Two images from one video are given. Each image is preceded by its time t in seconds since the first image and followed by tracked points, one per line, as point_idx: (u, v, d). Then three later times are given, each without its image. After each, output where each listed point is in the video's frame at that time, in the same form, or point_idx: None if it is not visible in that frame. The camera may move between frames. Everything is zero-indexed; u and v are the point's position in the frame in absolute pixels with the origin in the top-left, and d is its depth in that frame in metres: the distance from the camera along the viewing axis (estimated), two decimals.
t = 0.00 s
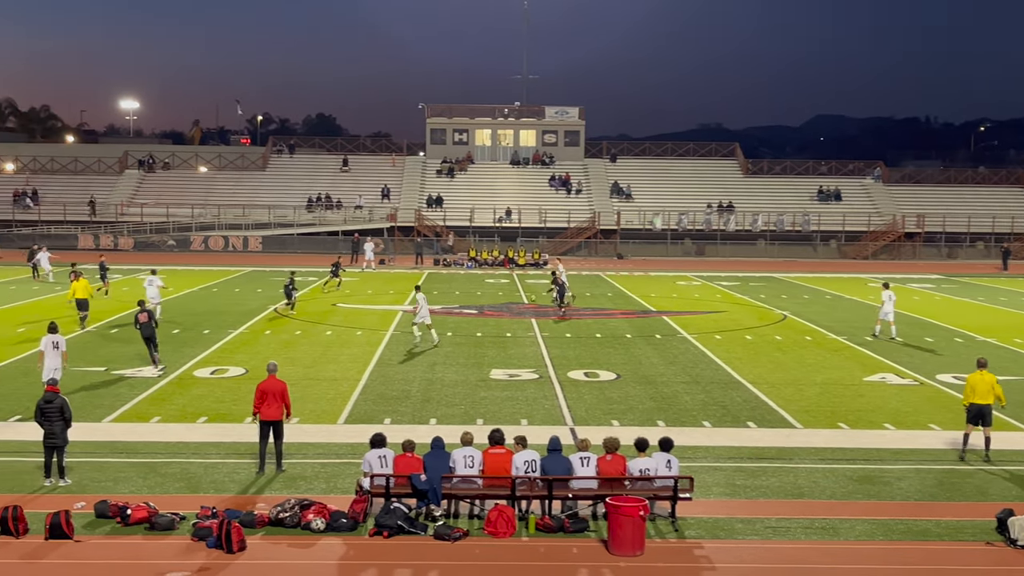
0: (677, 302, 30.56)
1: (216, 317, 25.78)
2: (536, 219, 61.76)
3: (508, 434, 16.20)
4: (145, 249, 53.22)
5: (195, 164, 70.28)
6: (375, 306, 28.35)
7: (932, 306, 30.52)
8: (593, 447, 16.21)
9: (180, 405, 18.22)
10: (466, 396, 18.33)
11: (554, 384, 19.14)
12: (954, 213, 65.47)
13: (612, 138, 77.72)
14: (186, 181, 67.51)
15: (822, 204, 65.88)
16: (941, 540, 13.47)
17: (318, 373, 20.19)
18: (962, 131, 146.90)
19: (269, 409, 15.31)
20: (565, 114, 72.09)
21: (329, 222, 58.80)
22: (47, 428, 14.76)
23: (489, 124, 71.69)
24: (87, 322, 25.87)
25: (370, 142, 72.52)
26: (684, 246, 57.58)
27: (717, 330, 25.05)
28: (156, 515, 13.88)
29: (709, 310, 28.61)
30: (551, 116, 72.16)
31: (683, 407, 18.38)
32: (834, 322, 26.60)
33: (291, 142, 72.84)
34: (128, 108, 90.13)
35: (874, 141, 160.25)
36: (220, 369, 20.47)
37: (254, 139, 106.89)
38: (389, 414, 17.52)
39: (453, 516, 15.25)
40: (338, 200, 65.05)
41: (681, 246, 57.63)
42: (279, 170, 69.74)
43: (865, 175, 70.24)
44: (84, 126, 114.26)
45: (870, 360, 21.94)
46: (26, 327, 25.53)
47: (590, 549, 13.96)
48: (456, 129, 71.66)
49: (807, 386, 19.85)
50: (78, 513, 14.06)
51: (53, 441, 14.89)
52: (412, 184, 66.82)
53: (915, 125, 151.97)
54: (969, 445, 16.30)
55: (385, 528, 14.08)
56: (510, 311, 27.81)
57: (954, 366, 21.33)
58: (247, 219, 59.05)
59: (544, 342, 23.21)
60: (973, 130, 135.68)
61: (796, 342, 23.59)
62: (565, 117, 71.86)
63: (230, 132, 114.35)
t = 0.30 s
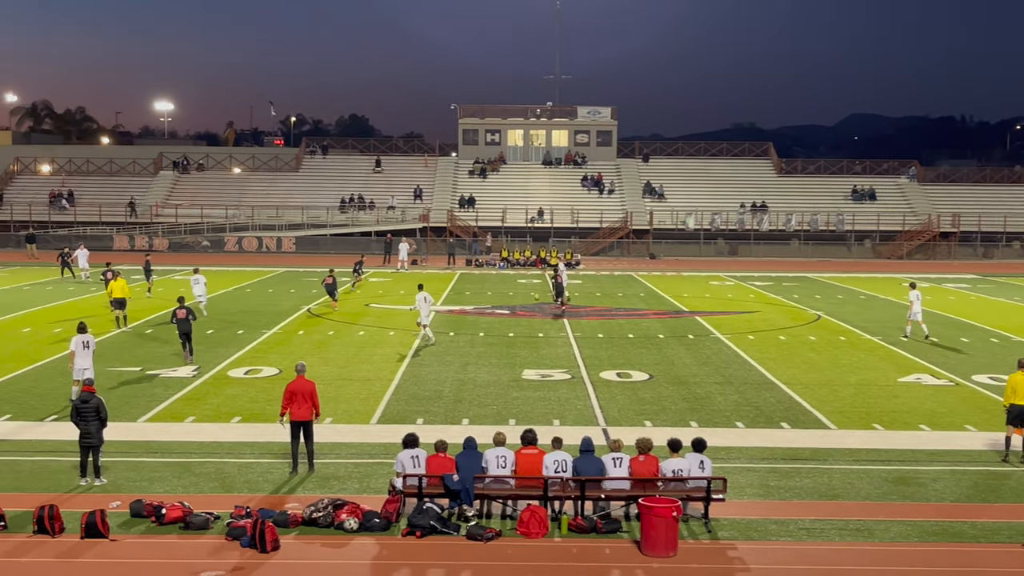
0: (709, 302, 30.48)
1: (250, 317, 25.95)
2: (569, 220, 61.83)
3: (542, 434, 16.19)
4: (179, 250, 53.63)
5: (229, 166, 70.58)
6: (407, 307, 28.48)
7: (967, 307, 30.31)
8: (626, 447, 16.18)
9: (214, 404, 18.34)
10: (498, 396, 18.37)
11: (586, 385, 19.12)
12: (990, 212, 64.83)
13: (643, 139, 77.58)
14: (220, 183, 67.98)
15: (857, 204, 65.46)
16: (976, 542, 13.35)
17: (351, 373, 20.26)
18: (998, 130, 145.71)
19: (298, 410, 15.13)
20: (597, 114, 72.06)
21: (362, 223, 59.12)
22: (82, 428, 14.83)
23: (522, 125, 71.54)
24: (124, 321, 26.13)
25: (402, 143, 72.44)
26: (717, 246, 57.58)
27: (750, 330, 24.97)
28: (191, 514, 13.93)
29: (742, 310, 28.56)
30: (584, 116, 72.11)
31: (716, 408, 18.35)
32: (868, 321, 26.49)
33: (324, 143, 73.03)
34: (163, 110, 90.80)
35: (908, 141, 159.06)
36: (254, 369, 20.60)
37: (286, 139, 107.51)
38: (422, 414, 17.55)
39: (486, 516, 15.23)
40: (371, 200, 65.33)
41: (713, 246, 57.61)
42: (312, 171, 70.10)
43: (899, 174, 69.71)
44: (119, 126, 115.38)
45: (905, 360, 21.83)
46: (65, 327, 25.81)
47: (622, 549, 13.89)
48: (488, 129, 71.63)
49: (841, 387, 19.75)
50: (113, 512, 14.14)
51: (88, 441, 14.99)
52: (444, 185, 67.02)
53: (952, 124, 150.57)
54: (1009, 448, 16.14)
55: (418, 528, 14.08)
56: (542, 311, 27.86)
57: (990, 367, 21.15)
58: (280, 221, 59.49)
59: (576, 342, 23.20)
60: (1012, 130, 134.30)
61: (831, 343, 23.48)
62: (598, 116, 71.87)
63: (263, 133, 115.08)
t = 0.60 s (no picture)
0: (743, 302, 30.35)
1: (284, 317, 26.08)
2: (602, 220, 61.84)
3: (576, 434, 16.20)
4: (215, 250, 54.09)
5: (264, 167, 71.18)
6: (441, 307, 28.53)
7: (1006, 307, 30.01)
8: (661, 448, 16.15)
9: (250, 404, 18.45)
10: (532, 396, 18.40)
11: (620, 385, 19.11)
12: None
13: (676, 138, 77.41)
14: (254, 184, 68.47)
15: (893, 203, 64.99)
16: (1016, 544, 13.22)
17: (384, 373, 20.34)
18: None
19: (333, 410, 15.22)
20: (631, 113, 71.87)
21: (395, 223, 59.37)
22: (119, 428, 14.94)
23: (555, 125, 71.69)
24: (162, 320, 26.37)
25: (436, 143, 72.60)
26: (751, 246, 57.72)
27: (785, 330, 24.88)
28: (227, 513, 14.00)
29: (776, 310, 28.41)
30: (617, 116, 72.04)
31: (751, 408, 18.31)
32: (907, 322, 26.30)
33: (358, 143, 73.30)
34: (198, 111, 91.44)
35: (944, 140, 157.69)
36: (289, 369, 20.71)
37: (321, 139, 108.09)
38: (455, 414, 17.60)
39: (519, 516, 15.23)
40: (405, 201, 65.60)
41: (747, 246, 57.68)
42: (347, 171, 70.41)
43: (935, 174, 69.12)
44: (154, 127, 116.41)
45: (942, 360, 21.68)
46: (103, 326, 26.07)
47: (657, 550, 13.84)
48: (521, 130, 71.85)
49: (877, 387, 19.64)
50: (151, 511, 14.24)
51: (125, 441, 15.11)
52: (477, 185, 67.18)
53: (990, 122, 149.02)
54: None
55: (453, 527, 14.09)
56: (575, 311, 27.85)
57: None
58: (316, 221, 59.83)
59: (610, 342, 23.19)
60: None
61: (866, 343, 23.36)
62: (631, 116, 71.74)
63: (297, 134, 115.74)
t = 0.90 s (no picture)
0: (778, 302, 30.14)
1: (316, 318, 26.14)
2: (635, 219, 61.75)
3: (609, 435, 16.19)
4: (248, 250, 54.57)
5: (297, 167, 71.64)
6: (473, 307, 28.52)
7: None
8: (694, 448, 16.11)
9: (283, 404, 18.54)
10: (565, 396, 18.40)
11: (652, 385, 19.08)
12: None
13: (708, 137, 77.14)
14: (288, 184, 68.88)
15: (928, 202, 64.48)
16: None
17: (417, 373, 20.37)
18: None
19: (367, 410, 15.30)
20: (664, 112, 71.24)
21: (427, 223, 59.52)
22: (155, 427, 14.97)
23: (587, 124, 71.59)
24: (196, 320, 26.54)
25: (468, 143, 72.72)
26: (785, 245, 57.57)
27: (819, 330, 24.74)
28: (261, 512, 14.04)
29: (810, 310, 28.19)
30: (650, 115, 71.35)
31: (785, 408, 18.26)
32: (945, 322, 26.06)
33: (390, 143, 73.50)
34: (232, 112, 91.93)
35: (981, 138, 156.17)
36: (321, 369, 20.77)
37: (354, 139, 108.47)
38: (488, 414, 17.62)
39: (552, 516, 15.18)
40: (437, 200, 65.80)
41: (781, 246, 57.55)
42: (379, 172, 70.66)
43: (971, 172, 68.49)
44: (188, 128, 117.35)
45: (979, 360, 21.50)
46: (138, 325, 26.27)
47: (690, 550, 13.76)
48: (553, 129, 71.85)
49: (912, 387, 19.50)
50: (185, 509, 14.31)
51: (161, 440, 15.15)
52: (509, 184, 67.27)
53: None
54: None
55: (485, 527, 14.06)
56: (608, 311, 27.79)
57: None
58: (349, 221, 60.08)
59: (642, 342, 23.14)
60: None
61: (901, 343, 23.19)
62: (664, 115, 71.09)
63: (330, 134, 116.25)
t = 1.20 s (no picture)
0: (812, 301, 29.90)
1: (349, 317, 26.14)
2: (667, 218, 61.68)
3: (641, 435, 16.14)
4: (281, 249, 55.19)
5: (330, 166, 71.96)
6: (504, 306, 28.47)
7: None
8: (727, 447, 16.03)
9: (315, 403, 18.61)
10: (596, 396, 18.38)
11: (685, 384, 19.02)
12: None
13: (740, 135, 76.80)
14: (321, 183, 69.19)
15: (963, 200, 63.94)
16: None
17: (449, 372, 20.38)
18: None
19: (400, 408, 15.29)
20: (696, 110, 71.28)
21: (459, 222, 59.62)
22: (189, 425, 15.03)
23: (619, 123, 71.36)
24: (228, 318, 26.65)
25: (500, 142, 72.82)
26: (818, 243, 57.43)
27: (853, 329, 24.58)
28: (294, 511, 14.08)
29: (844, 309, 27.96)
30: (682, 113, 71.30)
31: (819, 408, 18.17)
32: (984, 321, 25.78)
33: (422, 142, 73.59)
34: (265, 111, 92.31)
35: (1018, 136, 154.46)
36: (355, 368, 20.81)
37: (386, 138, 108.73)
38: (519, 414, 17.62)
39: (584, 515, 15.14)
40: (469, 200, 65.98)
41: (815, 244, 57.41)
42: (411, 171, 70.80)
43: (1006, 170, 67.86)
44: (221, 128, 118.15)
45: (1016, 360, 21.31)
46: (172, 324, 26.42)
47: (723, 550, 13.69)
48: (585, 128, 71.66)
49: (946, 387, 19.35)
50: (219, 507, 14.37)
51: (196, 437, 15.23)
52: (541, 183, 67.29)
53: None
54: None
55: (518, 527, 14.02)
56: (640, 310, 27.70)
57: None
58: (381, 220, 60.32)
59: (675, 341, 23.07)
60: None
61: (936, 342, 23.01)
62: (696, 113, 71.15)
63: (363, 133, 116.56)
